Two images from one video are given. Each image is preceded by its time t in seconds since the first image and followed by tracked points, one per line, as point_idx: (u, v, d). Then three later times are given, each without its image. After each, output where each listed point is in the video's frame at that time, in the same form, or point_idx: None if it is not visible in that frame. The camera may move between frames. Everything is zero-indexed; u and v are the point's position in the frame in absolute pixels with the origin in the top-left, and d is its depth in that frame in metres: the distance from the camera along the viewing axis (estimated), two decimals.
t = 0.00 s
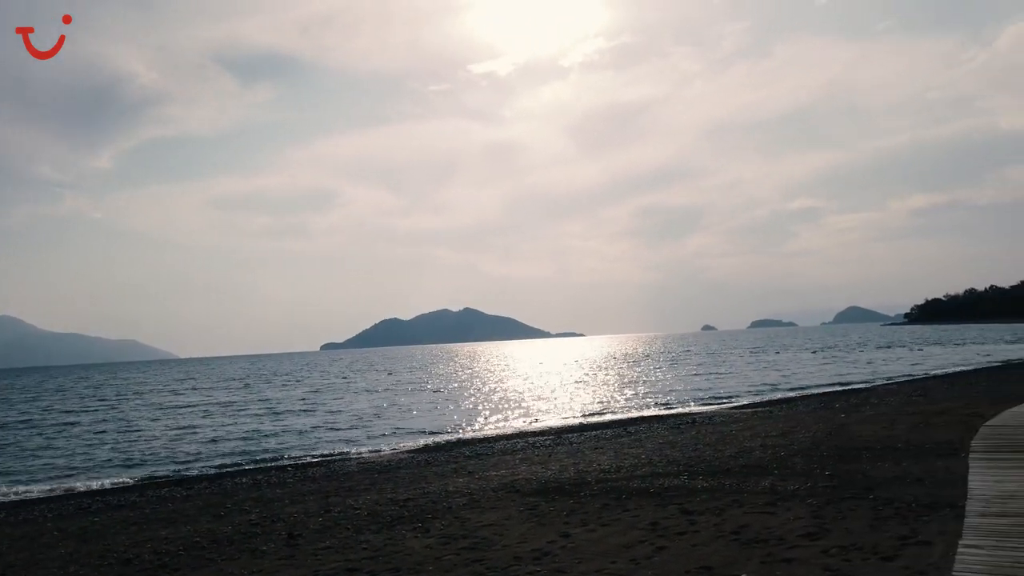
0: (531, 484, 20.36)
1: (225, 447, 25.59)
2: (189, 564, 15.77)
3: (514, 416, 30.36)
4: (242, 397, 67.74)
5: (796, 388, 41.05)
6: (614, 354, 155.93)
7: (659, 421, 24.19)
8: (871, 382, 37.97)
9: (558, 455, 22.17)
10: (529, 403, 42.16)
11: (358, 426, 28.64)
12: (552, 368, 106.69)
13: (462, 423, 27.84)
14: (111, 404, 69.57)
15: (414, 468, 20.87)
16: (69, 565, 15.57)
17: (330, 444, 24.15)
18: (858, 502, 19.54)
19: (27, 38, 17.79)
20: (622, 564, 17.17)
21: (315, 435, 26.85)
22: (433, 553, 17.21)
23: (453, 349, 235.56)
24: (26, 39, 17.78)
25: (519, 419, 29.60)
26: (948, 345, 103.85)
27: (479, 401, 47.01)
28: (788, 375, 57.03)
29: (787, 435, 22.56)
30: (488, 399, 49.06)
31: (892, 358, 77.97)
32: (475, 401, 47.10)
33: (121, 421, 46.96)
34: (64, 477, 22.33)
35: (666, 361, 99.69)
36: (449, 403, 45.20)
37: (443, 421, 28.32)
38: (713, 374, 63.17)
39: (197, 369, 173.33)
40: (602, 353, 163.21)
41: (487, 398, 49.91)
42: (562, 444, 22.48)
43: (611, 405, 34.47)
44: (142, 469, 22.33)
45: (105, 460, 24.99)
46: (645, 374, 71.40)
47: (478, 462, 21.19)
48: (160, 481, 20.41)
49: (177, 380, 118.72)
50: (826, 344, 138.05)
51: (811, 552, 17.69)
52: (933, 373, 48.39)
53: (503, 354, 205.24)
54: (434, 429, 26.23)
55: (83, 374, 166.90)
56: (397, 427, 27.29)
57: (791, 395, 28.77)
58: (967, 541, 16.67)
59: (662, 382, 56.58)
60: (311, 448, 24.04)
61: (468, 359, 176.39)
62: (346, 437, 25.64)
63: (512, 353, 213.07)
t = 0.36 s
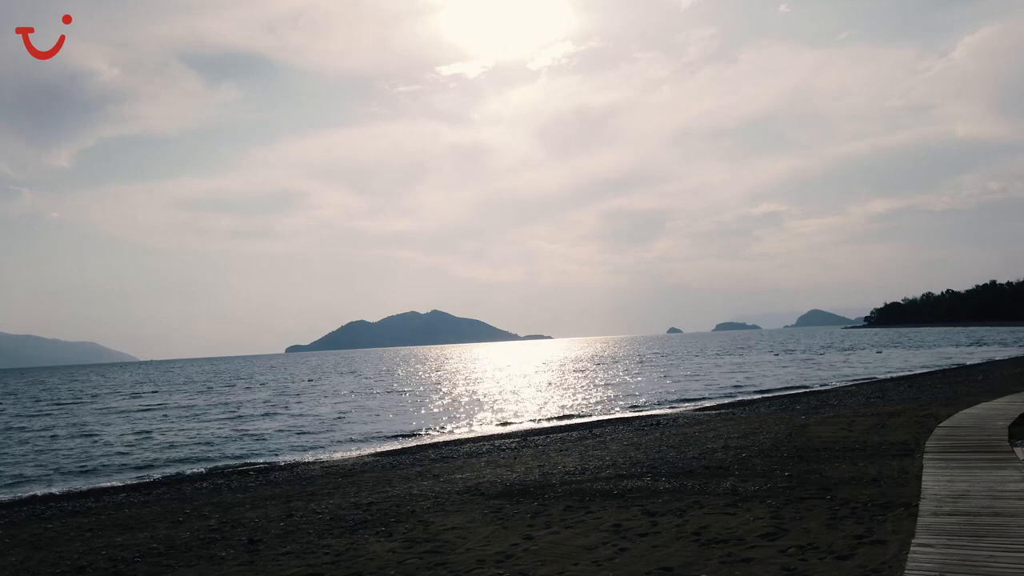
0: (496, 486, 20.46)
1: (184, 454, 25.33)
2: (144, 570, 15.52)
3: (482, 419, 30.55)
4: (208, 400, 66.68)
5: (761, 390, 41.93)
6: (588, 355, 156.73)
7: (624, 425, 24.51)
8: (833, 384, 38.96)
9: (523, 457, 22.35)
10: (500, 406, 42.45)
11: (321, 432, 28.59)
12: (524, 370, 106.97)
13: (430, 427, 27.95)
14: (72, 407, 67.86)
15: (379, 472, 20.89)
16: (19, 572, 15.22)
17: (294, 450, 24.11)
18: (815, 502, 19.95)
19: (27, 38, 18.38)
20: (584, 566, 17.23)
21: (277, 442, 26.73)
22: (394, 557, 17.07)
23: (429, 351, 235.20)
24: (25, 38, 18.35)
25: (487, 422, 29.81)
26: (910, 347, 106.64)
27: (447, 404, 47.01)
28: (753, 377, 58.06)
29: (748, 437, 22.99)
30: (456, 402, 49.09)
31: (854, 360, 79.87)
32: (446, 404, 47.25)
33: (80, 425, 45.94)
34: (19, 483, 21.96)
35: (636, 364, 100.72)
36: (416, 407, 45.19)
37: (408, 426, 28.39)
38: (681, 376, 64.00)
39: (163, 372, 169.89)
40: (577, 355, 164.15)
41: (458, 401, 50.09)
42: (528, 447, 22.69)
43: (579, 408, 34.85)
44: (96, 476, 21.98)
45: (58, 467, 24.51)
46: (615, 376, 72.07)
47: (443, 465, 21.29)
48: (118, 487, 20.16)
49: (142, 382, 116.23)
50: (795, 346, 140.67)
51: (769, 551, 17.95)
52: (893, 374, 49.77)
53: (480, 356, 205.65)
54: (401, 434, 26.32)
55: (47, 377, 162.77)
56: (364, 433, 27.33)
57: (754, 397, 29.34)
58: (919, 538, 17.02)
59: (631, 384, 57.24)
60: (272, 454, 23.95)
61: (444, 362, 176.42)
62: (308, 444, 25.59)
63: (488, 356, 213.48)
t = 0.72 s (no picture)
0: (465, 489, 20.53)
1: (149, 462, 25.11)
2: None
3: (454, 423, 30.74)
4: (178, 403, 65.81)
5: (730, 393, 42.64)
6: (564, 358, 156.79)
7: (594, 429, 24.78)
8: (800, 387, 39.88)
9: (493, 460, 22.49)
10: (474, 409, 42.74)
11: (290, 439, 28.55)
12: (499, 373, 106.84)
13: (401, 432, 28.08)
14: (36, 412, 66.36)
15: (348, 476, 20.89)
16: None
17: (262, 458, 24.07)
18: (780, 503, 20.25)
19: (26, 37, 17.79)
20: (551, 568, 17.22)
21: (245, 449, 26.62)
22: (361, 561, 16.98)
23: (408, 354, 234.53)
24: (24, 38, 17.79)
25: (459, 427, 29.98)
26: (879, 350, 109.01)
27: (418, 407, 46.96)
28: (723, 380, 58.82)
29: (715, 439, 23.36)
30: (431, 405, 49.26)
31: (822, 363, 81.38)
32: (421, 407, 47.47)
33: (43, 430, 45.12)
34: None
35: (611, 366, 101.63)
36: (389, 410, 45.29)
37: (378, 432, 28.46)
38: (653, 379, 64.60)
39: (133, 375, 166.58)
40: (555, 358, 165.13)
41: (433, 404, 50.23)
42: (497, 450, 22.86)
43: (552, 411, 35.21)
44: (57, 484, 21.70)
45: (20, 473, 24.19)
46: (588, 379, 72.50)
47: (412, 469, 21.39)
48: (80, 494, 19.93)
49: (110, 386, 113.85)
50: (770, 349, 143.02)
51: (735, 552, 18.12)
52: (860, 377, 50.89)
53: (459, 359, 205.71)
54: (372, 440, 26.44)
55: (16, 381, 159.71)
56: (334, 440, 27.40)
57: (721, 401, 29.88)
58: (880, 538, 17.27)
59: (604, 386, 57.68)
60: (239, 462, 23.86)
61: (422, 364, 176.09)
62: (276, 451, 25.55)
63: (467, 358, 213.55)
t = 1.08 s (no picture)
0: (434, 493, 20.56)
1: (112, 471, 24.82)
2: None
3: (425, 427, 30.85)
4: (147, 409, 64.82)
5: (700, 396, 43.29)
6: (540, 361, 157.53)
7: (563, 434, 25.06)
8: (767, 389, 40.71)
9: (462, 464, 22.61)
10: (447, 413, 42.89)
11: (258, 445, 28.48)
12: (475, 377, 107.20)
13: (372, 437, 28.12)
14: None
15: (315, 482, 20.84)
16: None
17: (230, 465, 23.97)
18: (746, 504, 20.55)
19: (26, 37, 16.60)
20: (520, 571, 17.21)
21: (212, 456, 26.50)
22: (327, 566, 16.86)
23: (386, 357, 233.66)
24: (23, 38, 16.59)
25: (430, 430, 30.10)
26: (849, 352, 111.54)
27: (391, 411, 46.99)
28: (694, 382, 59.80)
29: (683, 441, 23.73)
30: (406, 409, 49.36)
31: (792, 366, 83.24)
32: (394, 411, 47.54)
33: (4, 437, 44.15)
34: None
35: (588, 369, 102.74)
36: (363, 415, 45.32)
37: (347, 437, 28.52)
38: (626, 381, 65.39)
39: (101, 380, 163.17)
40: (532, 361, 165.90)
41: (407, 408, 50.30)
42: (467, 455, 22.98)
43: (524, 415, 35.51)
44: (16, 493, 21.32)
45: None
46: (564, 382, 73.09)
47: (381, 474, 21.43)
48: (40, 502, 19.63)
49: (76, 392, 111.52)
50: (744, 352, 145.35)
51: (701, 553, 18.30)
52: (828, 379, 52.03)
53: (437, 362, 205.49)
54: (342, 446, 26.46)
55: None
56: (304, 446, 27.36)
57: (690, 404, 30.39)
58: (843, 538, 17.52)
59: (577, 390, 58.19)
60: (204, 469, 23.71)
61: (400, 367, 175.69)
62: (243, 457, 25.48)
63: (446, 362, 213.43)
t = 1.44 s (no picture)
0: (422, 494, 20.57)
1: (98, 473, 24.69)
2: None
3: (413, 428, 30.86)
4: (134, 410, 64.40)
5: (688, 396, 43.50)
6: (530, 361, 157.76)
7: (551, 435, 25.19)
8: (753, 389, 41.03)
9: (450, 466, 22.64)
10: (437, 413, 42.91)
11: (245, 447, 28.40)
12: (466, 377, 107.14)
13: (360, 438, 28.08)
14: None
15: (303, 484, 20.79)
16: None
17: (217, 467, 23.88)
18: (733, 504, 20.67)
19: (25, 38, 17.50)
20: (508, 571, 17.21)
21: (199, 457, 26.40)
22: (315, 567, 16.80)
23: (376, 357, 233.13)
24: (23, 39, 17.47)
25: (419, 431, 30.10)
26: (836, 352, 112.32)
27: (379, 412, 46.95)
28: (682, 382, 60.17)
29: (670, 441, 23.89)
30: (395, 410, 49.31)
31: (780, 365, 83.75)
32: (383, 411, 47.45)
33: None
34: None
35: (578, 369, 103.06)
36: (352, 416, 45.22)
37: (336, 438, 28.53)
38: (615, 382, 65.63)
39: (88, 381, 161.74)
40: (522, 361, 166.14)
41: (396, 409, 50.24)
42: (455, 455, 23.03)
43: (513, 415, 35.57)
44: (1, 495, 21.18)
45: None
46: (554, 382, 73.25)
47: (369, 475, 21.42)
48: (24, 504, 19.47)
49: (61, 394, 110.42)
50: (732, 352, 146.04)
51: (688, 552, 18.39)
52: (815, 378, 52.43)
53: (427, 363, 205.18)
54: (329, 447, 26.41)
55: None
56: (292, 447, 27.30)
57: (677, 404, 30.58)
58: (829, 537, 17.66)
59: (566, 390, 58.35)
60: (192, 471, 23.62)
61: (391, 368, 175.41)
62: (231, 458, 25.44)
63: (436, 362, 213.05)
